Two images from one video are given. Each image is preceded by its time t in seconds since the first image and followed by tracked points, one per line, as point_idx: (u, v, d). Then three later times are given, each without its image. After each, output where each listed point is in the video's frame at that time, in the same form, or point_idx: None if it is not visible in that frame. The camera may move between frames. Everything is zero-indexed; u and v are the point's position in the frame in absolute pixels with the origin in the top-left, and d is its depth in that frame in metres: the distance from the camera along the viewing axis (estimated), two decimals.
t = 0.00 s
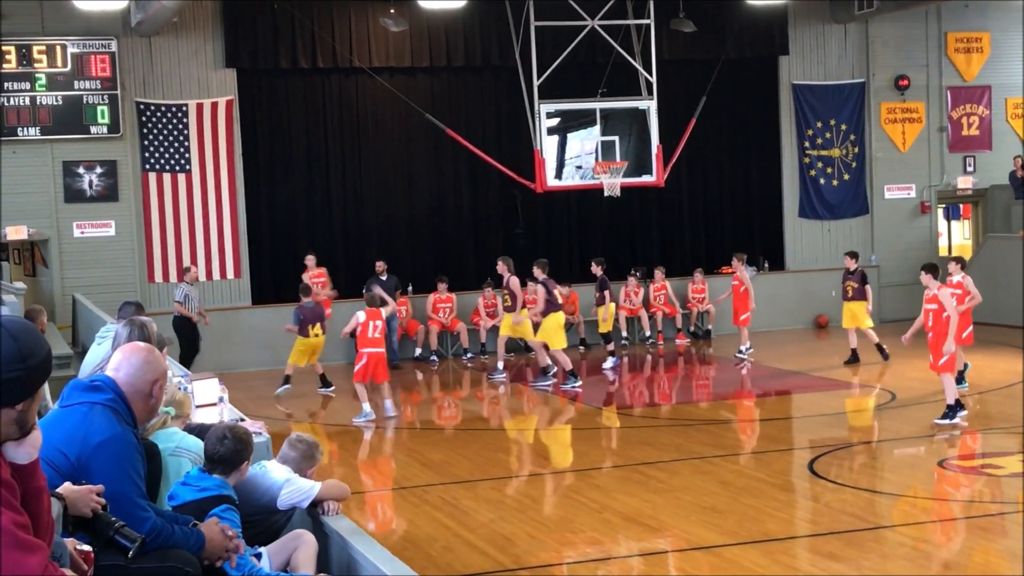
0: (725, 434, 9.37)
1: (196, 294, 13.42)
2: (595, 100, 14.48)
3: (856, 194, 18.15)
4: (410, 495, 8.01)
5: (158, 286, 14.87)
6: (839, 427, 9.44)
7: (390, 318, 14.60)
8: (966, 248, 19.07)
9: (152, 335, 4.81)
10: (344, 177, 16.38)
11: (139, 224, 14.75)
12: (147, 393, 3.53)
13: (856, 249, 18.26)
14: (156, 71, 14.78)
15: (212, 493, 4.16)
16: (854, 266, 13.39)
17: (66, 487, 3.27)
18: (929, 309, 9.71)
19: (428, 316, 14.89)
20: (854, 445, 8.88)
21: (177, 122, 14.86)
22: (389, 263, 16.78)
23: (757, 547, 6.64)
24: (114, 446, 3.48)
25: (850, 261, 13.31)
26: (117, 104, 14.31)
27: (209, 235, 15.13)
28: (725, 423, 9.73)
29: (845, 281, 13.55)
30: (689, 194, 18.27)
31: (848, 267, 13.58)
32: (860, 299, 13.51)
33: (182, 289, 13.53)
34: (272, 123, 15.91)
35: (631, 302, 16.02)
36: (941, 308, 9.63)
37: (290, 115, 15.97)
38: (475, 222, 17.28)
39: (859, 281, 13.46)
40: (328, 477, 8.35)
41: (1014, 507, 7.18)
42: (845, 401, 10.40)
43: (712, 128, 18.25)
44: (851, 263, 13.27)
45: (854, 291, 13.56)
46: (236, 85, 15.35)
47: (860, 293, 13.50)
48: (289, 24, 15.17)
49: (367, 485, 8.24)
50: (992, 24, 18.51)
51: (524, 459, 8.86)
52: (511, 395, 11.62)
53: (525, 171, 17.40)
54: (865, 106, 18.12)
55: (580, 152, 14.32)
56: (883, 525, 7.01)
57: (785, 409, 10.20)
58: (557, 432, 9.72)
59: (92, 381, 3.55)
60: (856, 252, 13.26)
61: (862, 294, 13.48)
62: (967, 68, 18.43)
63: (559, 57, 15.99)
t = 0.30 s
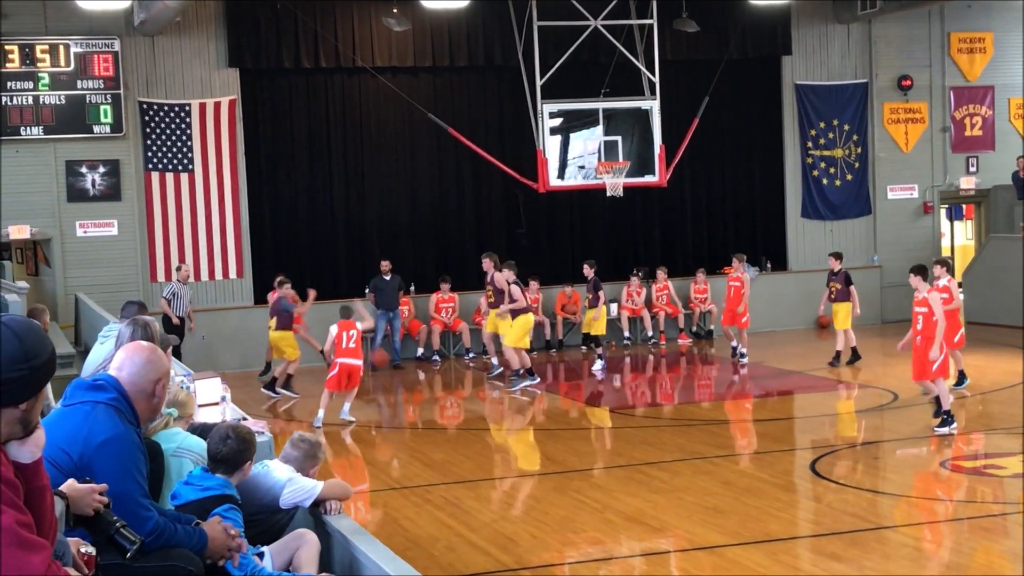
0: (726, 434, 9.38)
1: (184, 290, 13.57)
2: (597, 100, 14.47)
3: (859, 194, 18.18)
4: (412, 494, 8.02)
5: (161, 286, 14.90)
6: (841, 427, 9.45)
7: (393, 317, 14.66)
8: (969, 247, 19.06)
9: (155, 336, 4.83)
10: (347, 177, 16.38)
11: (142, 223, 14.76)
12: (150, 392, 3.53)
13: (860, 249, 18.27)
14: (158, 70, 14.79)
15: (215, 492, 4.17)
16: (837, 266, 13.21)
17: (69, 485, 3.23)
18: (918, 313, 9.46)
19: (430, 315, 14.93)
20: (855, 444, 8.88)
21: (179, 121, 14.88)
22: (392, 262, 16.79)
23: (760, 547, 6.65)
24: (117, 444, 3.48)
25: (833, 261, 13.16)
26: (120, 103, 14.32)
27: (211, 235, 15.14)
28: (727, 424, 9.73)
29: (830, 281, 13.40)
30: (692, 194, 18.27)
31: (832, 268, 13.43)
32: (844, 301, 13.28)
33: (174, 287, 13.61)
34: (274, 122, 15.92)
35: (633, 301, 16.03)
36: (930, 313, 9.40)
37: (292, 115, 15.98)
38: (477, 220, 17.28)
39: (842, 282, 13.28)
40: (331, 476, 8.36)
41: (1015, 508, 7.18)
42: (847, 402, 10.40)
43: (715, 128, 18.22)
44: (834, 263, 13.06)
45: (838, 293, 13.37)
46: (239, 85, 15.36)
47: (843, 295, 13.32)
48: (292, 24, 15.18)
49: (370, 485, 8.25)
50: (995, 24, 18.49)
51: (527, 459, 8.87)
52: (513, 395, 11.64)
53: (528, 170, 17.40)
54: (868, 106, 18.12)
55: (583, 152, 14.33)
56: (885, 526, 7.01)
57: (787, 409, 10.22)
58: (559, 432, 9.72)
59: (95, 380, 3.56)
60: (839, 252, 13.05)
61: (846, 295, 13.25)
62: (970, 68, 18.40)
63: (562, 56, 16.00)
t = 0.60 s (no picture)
0: (724, 432, 9.38)
1: (172, 289, 13.63)
2: (596, 98, 14.46)
3: (857, 193, 18.21)
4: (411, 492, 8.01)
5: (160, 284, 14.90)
6: (840, 425, 9.45)
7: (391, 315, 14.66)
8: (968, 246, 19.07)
9: (153, 333, 4.81)
10: (345, 175, 16.37)
11: (140, 221, 14.76)
12: (148, 390, 3.53)
13: (859, 247, 18.29)
14: (157, 68, 14.79)
15: (214, 490, 4.17)
16: (819, 267, 13.25)
17: (66, 481, 3.22)
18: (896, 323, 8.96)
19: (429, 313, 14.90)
20: (853, 443, 8.88)
21: (178, 119, 14.89)
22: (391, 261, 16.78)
23: (758, 545, 6.64)
24: (116, 441, 3.48)
25: (814, 261, 13.17)
26: (119, 101, 14.32)
27: (210, 233, 15.14)
28: (725, 422, 9.73)
29: (809, 282, 13.42)
30: (691, 193, 18.26)
31: (814, 268, 13.44)
32: (824, 301, 13.32)
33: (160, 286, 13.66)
34: (273, 120, 15.94)
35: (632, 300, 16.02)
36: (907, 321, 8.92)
37: (290, 114, 15.99)
38: (476, 218, 17.27)
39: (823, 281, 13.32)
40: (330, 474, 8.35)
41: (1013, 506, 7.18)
42: (845, 400, 10.40)
43: (714, 126, 18.22)
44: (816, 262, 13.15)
45: (817, 293, 13.42)
46: (238, 83, 15.37)
47: (823, 295, 13.32)
48: (290, 22, 15.17)
49: (368, 483, 8.24)
50: (993, 23, 18.49)
51: (525, 457, 8.86)
52: (511, 393, 11.63)
53: (527, 169, 17.41)
54: (866, 105, 18.14)
55: (581, 150, 14.34)
56: (884, 524, 7.01)
57: (786, 407, 10.22)
58: (558, 429, 9.72)
59: (93, 378, 3.55)
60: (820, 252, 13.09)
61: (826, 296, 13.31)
62: (968, 66, 18.42)
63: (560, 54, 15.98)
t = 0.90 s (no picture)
0: (718, 429, 9.38)
1: (157, 287, 13.60)
2: (591, 94, 14.45)
3: (852, 189, 18.29)
4: (405, 489, 8.01)
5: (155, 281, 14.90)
6: (835, 422, 9.45)
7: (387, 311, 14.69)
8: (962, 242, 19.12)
9: (147, 330, 4.79)
10: (341, 172, 16.36)
11: (135, 218, 14.76)
12: (142, 386, 3.48)
13: (854, 243, 18.39)
14: (152, 64, 14.79)
15: (208, 487, 4.16)
16: (795, 266, 13.17)
17: (59, 481, 3.27)
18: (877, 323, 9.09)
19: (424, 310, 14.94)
20: (847, 440, 8.88)
21: (173, 115, 14.89)
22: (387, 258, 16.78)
23: (753, 542, 6.65)
24: (110, 440, 3.47)
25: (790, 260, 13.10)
26: (113, 98, 14.32)
27: (205, 230, 15.16)
28: (720, 418, 9.74)
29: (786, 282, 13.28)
30: (686, 190, 18.26)
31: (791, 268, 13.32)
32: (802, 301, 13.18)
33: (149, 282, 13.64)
34: (268, 116, 15.93)
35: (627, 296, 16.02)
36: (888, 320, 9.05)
37: (285, 110, 15.98)
38: (472, 215, 17.28)
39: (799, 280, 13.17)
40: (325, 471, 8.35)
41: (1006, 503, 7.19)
42: (840, 396, 10.41)
43: (709, 124, 18.21)
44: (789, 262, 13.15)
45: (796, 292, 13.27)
46: (233, 79, 15.38)
47: (801, 295, 13.17)
48: (285, 18, 15.16)
49: (364, 480, 8.24)
50: (988, 20, 18.49)
51: (520, 453, 8.87)
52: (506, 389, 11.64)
53: (523, 165, 17.43)
54: (860, 101, 18.20)
55: (577, 147, 14.32)
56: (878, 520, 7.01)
57: (781, 403, 10.24)
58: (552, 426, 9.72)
59: (88, 374, 3.53)
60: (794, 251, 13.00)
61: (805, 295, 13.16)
62: (963, 63, 18.45)
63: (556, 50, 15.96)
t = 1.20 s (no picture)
0: (712, 424, 9.40)
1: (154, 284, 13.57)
2: (585, 90, 14.45)
3: (846, 185, 18.29)
4: (399, 485, 8.01)
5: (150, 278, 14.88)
6: (828, 417, 9.46)
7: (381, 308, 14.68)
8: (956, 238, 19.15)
9: (141, 325, 4.79)
10: (334, 167, 16.34)
11: (129, 214, 14.75)
12: (135, 382, 3.45)
13: (849, 238, 18.39)
14: (145, 60, 14.79)
15: (200, 483, 4.15)
16: (775, 262, 13.14)
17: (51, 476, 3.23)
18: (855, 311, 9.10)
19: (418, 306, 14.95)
20: (840, 435, 8.89)
21: (166, 112, 14.88)
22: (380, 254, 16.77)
23: (747, 537, 6.65)
24: (103, 437, 3.45)
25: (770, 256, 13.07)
26: (107, 94, 14.30)
27: (199, 226, 15.14)
28: (714, 414, 9.75)
29: (767, 278, 13.23)
30: (680, 186, 18.27)
31: (771, 264, 13.30)
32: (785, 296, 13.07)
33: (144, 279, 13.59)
34: (262, 112, 15.92)
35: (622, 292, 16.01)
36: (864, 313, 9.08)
37: (279, 106, 15.96)
38: (466, 211, 17.27)
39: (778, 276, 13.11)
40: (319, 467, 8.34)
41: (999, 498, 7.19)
42: (834, 392, 10.41)
43: (703, 120, 18.21)
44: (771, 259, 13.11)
45: (777, 288, 13.20)
46: (226, 75, 15.36)
47: (783, 290, 13.07)
48: (279, 14, 15.16)
49: (358, 476, 8.24)
50: (982, 16, 18.48)
51: (514, 449, 8.87)
52: (501, 386, 11.64)
53: (517, 161, 17.42)
54: (855, 98, 18.20)
55: (571, 143, 14.33)
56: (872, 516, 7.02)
57: (775, 399, 10.25)
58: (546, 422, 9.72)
59: (81, 370, 3.51)
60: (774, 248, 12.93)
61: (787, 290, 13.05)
62: (957, 59, 18.45)
63: (549, 46, 15.96)
